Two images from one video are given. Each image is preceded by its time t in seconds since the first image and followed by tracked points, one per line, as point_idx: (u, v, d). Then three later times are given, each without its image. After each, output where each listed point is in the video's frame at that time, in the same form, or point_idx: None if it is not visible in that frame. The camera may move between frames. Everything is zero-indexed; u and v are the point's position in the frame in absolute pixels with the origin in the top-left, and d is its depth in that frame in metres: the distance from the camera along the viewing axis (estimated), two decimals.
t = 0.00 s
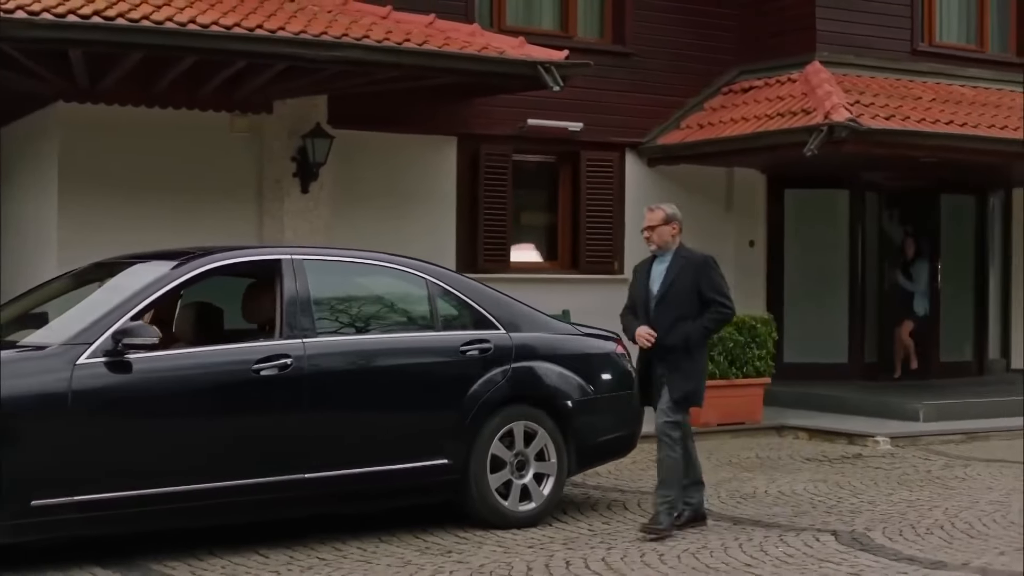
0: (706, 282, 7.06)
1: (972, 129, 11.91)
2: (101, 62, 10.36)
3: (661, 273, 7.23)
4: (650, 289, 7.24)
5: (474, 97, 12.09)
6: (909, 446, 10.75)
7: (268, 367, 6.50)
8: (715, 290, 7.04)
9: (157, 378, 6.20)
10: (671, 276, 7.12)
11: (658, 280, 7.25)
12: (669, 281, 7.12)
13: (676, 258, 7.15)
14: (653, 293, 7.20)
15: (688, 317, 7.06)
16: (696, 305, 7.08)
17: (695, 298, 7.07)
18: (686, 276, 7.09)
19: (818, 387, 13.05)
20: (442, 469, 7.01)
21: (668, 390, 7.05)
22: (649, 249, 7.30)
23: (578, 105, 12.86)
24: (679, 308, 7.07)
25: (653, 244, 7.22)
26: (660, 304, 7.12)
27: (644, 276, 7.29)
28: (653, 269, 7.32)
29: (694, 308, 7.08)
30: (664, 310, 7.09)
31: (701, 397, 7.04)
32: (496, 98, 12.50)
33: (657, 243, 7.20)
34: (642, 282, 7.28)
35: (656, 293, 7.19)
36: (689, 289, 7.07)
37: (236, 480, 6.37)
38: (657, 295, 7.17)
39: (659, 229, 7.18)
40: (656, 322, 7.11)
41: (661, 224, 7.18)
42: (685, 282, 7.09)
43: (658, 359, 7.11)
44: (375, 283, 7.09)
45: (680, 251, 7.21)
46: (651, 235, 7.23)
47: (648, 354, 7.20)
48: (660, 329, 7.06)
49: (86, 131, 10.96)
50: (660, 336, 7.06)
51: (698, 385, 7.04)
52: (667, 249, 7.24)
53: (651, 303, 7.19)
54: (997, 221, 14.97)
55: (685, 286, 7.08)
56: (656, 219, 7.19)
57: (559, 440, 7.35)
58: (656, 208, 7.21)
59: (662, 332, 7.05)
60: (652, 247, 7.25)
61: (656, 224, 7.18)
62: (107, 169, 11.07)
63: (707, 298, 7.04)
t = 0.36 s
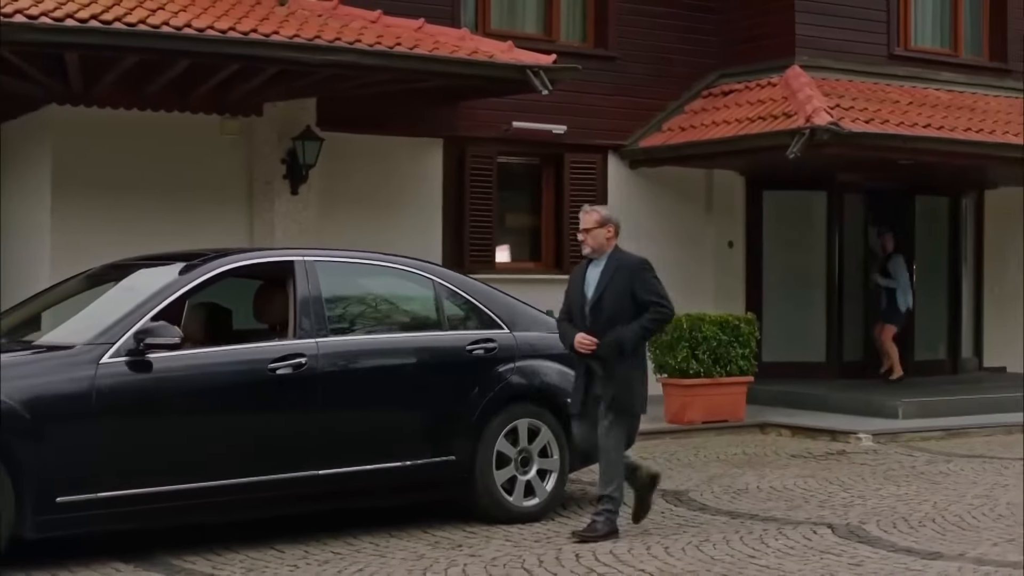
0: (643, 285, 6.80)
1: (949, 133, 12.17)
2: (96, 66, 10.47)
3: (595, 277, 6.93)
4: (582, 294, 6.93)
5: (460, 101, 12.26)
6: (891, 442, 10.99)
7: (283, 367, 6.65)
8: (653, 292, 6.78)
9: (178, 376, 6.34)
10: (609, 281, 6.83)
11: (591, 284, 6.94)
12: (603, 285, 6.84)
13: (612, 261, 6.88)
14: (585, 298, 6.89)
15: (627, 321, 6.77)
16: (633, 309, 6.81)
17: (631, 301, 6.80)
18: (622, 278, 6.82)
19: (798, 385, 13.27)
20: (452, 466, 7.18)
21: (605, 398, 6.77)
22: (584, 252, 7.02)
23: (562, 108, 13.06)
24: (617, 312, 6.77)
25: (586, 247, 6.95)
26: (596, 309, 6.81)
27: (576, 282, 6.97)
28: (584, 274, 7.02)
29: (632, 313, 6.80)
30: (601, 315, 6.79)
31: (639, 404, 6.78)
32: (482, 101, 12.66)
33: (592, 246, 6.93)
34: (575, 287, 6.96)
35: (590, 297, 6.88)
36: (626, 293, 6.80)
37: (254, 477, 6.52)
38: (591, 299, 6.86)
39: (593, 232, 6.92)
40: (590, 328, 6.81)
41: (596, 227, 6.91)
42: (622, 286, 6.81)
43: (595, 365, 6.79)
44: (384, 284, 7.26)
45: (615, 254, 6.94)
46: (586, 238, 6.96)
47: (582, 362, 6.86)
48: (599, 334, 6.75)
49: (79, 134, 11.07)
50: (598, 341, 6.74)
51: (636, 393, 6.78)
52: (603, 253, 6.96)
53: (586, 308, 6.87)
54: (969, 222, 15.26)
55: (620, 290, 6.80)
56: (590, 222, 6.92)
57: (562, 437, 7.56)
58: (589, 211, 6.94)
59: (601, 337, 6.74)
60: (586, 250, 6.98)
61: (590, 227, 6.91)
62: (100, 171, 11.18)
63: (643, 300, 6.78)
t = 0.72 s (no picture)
0: (577, 283, 6.91)
1: (927, 134, 12.42)
2: (91, 68, 10.58)
3: (526, 279, 7.00)
4: (513, 296, 6.98)
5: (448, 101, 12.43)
6: (873, 437, 11.23)
7: (298, 363, 6.82)
8: (586, 289, 6.89)
9: (197, 372, 6.49)
10: (542, 281, 6.91)
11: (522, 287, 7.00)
12: (535, 287, 6.91)
13: (544, 262, 6.98)
14: (518, 300, 6.96)
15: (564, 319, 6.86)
16: (567, 308, 6.90)
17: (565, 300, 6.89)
18: (554, 280, 6.92)
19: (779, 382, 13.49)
20: (458, 460, 7.36)
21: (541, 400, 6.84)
22: (516, 255, 7.10)
23: (547, 109, 13.25)
24: (553, 310, 6.85)
25: (516, 249, 7.03)
26: (530, 309, 6.87)
27: (507, 285, 7.03)
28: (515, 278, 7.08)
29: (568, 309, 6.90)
30: (537, 315, 6.85)
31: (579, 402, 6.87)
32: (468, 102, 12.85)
33: (522, 248, 7.01)
34: (507, 291, 7.01)
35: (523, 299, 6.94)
36: (560, 291, 6.89)
37: (269, 472, 6.67)
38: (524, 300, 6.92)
39: (524, 234, 6.99)
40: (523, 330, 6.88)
41: (527, 228, 6.99)
42: (556, 285, 6.90)
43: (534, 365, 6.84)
44: (391, 283, 7.43)
45: (547, 256, 7.03)
46: (516, 241, 7.04)
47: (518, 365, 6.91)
48: (538, 334, 6.82)
49: (73, 135, 11.16)
50: (538, 341, 6.81)
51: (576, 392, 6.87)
52: (534, 255, 7.03)
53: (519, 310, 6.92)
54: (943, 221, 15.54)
55: (555, 289, 6.89)
56: (520, 224, 6.99)
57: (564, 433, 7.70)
58: (520, 213, 7.01)
59: (541, 336, 6.81)
60: (518, 253, 7.05)
61: (520, 229, 6.99)
62: (94, 171, 11.28)
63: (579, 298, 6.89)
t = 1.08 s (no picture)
0: (509, 279, 6.92)
1: (908, 136, 12.66)
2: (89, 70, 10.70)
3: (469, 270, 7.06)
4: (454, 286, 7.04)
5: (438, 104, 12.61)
6: (858, 433, 11.46)
7: (313, 361, 6.99)
8: (519, 286, 6.90)
9: (217, 370, 6.65)
10: (479, 273, 6.95)
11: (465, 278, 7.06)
12: (472, 278, 6.96)
13: (481, 254, 7.02)
14: (455, 290, 7.01)
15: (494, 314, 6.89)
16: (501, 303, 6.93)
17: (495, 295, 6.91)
18: (487, 273, 6.94)
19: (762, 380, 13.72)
20: (465, 455, 7.55)
21: (461, 392, 6.85)
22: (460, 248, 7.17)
23: (533, 111, 13.45)
24: (482, 304, 6.89)
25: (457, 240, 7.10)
26: (463, 301, 6.93)
27: (450, 275, 7.10)
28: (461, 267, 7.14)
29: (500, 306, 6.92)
30: (469, 307, 6.91)
31: (502, 398, 6.85)
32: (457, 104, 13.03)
33: (463, 239, 7.08)
34: (449, 280, 7.08)
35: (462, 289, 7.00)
36: (494, 286, 6.92)
37: (285, 467, 6.84)
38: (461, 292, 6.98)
39: (465, 225, 7.06)
40: (455, 322, 6.93)
41: (467, 220, 7.07)
42: (492, 279, 6.93)
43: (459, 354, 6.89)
44: (399, 283, 7.61)
45: (489, 248, 7.07)
46: (458, 233, 7.11)
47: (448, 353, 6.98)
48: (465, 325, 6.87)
49: (71, 136, 11.27)
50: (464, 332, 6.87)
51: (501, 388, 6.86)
52: (475, 246, 7.08)
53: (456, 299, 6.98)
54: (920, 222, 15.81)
55: (489, 282, 6.92)
56: (461, 215, 7.08)
57: (567, 429, 7.91)
58: (461, 205, 7.11)
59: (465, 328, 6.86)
60: (460, 244, 7.12)
61: (461, 221, 7.07)
62: (91, 172, 11.39)
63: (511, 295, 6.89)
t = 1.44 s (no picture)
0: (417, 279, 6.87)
1: (888, 138, 12.91)
2: (87, 73, 10.82)
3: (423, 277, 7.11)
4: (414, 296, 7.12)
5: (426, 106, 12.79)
6: (841, 430, 11.69)
7: (327, 359, 7.16)
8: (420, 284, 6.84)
9: (234, 368, 6.81)
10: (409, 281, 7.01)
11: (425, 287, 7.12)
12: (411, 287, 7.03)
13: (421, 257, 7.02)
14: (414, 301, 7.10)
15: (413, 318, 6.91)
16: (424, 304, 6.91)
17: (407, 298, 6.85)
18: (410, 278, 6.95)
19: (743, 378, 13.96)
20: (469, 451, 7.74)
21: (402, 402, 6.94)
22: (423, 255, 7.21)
23: (520, 113, 13.64)
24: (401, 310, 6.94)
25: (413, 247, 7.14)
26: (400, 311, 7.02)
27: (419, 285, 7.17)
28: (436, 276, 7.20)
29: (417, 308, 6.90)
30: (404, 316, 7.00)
31: (430, 402, 6.82)
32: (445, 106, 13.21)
33: (417, 246, 7.12)
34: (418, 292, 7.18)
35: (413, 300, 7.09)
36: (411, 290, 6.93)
37: (300, 462, 7.01)
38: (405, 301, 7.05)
39: (414, 232, 7.11)
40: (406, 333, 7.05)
41: (415, 226, 7.11)
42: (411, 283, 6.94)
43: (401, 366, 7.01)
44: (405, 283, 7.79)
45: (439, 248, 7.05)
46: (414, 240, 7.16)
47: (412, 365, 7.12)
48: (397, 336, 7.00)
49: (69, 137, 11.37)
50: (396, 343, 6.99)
51: (429, 392, 6.83)
52: (429, 249, 7.09)
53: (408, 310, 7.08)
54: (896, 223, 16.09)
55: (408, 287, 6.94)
56: (410, 223, 7.13)
57: (567, 426, 8.10)
58: (412, 213, 7.16)
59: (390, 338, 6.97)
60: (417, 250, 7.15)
61: (409, 228, 7.12)
62: (89, 173, 11.49)
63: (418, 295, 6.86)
